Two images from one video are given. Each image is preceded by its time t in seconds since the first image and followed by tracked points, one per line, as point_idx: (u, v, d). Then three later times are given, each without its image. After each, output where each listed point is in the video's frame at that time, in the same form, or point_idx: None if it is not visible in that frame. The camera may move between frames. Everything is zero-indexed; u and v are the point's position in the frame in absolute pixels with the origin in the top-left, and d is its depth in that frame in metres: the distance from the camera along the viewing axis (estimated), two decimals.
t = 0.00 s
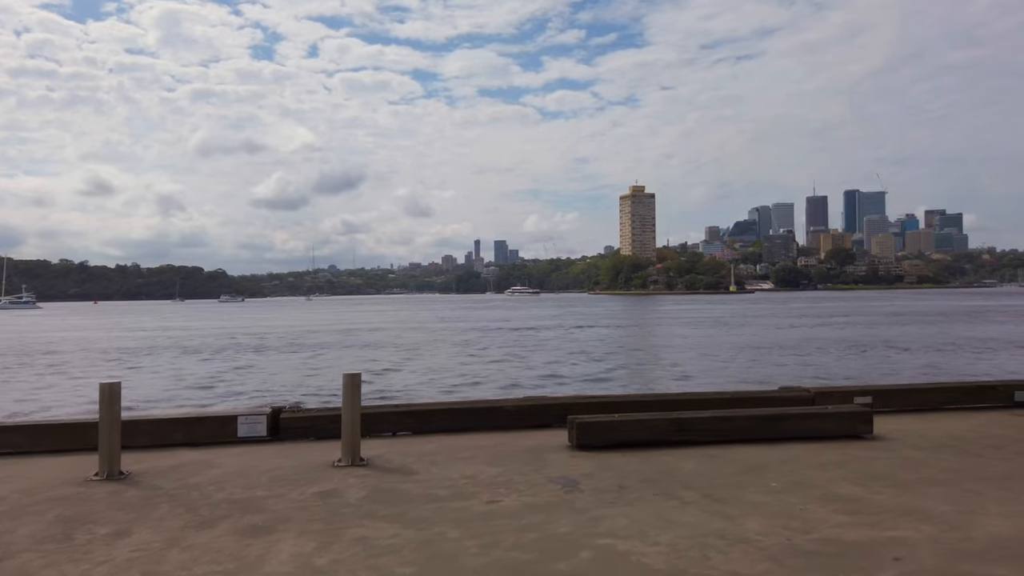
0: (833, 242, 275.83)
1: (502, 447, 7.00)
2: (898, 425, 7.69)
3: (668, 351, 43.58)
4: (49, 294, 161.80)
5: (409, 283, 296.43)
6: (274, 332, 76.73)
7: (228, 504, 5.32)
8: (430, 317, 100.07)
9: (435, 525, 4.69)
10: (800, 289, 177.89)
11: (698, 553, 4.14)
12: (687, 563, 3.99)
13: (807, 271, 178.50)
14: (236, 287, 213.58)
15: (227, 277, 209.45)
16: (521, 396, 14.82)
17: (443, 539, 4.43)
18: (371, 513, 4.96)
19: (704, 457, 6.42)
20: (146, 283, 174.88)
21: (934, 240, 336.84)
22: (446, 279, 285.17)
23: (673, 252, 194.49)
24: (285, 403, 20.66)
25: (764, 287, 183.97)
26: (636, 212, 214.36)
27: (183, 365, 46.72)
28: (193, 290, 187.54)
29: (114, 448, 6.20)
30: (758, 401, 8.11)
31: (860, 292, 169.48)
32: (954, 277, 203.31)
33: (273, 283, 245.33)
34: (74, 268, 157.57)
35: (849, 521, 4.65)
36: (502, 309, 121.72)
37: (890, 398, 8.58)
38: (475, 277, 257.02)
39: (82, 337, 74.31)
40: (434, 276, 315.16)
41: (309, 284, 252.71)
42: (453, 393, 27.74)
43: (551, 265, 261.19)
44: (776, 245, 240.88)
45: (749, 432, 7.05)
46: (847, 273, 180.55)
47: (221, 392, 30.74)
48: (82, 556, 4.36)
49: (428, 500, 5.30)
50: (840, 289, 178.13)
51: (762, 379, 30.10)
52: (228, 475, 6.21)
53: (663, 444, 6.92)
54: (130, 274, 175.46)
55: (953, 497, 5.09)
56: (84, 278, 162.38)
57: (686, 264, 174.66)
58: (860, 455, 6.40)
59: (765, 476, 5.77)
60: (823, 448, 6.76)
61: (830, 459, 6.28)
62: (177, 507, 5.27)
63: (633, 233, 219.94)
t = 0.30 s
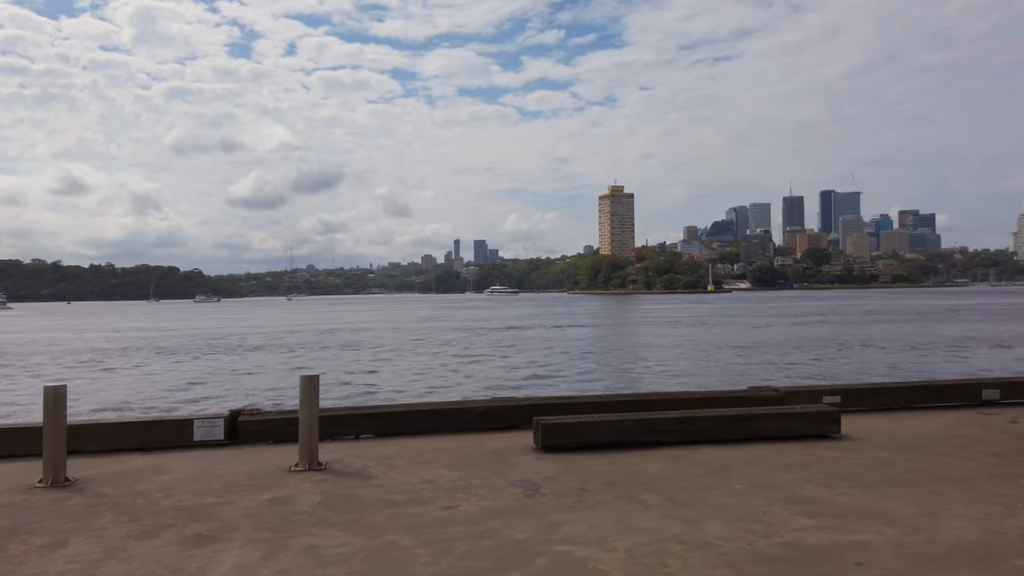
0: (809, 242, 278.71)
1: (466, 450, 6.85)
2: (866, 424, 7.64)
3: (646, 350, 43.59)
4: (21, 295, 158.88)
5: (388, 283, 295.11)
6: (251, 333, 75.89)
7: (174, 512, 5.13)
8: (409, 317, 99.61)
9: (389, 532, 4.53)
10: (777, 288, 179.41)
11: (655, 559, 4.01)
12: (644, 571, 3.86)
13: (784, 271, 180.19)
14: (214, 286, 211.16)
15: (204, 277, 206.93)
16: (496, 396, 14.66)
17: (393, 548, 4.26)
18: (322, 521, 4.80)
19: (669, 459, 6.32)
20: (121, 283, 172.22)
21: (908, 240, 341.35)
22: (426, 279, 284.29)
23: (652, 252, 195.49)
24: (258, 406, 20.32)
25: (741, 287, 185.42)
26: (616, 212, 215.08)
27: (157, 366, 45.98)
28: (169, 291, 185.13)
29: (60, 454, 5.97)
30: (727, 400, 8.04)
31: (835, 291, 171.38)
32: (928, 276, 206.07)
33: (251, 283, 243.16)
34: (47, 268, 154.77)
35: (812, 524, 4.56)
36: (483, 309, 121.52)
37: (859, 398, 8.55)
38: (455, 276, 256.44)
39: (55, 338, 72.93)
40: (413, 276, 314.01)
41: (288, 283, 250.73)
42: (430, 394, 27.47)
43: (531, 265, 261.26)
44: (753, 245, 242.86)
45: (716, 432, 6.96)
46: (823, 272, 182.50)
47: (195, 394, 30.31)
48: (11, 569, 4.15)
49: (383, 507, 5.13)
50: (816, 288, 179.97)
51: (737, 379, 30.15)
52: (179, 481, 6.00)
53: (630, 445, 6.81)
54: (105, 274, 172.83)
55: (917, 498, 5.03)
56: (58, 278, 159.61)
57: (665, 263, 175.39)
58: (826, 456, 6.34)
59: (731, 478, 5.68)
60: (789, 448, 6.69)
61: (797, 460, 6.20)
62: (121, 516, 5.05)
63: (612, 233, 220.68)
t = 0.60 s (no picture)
0: (792, 243, 280.51)
1: (434, 455, 6.68)
2: (842, 427, 7.56)
3: (630, 351, 43.63)
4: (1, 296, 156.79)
5: (373, 284, 293.75)
6: (234, 334, 75.20)
7: (124, 523, 4.92)
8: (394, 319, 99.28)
9: (345, 544, 4.36)
10: (761, 289, 180.44)
11: (618, 572, 3.86)
12: None
13: (767, 271, 181.32)
14: (197, 287, 209.40)
15: (186, 278, 205.08)
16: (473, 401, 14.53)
17: (346, 560, 4.09)
18: (276, 532, 4.62)
19: (641, 463, 6.18)
20: (102, 284, 170.34)
21: (889, 241, 344.54)
22: (412, 279, 283.33)
23: (637, 253, 195.95)
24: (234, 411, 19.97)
25: (725, 287, 186.26)
26: (601, 212, 215.53)
27: (137, 369, 45.40)
28: (151, 292, 183.29)
29: (9, 462, 5.74)
30: (702, 403, 7.92)
31: (818, 292, 172.55)
32: (909, 277, 208.08)
33: (235, 284, 241.72)
34: (27, 270, 152.80)
35: (781, 531, 4.43)
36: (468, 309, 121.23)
37: (835, 399, 8.47)
38: (440, 277, 255.94)
39: (32, 340, 71.86)
40: (399, 277, 312.88)
41: (272, 284, 249.14)
42: (413, 396, 27.24)
43: (516, 265, 261.24)
44: (737, 246, 244.19)
45: (690, 435, 6.83)
46: (806, 273, 183.72)
47: (173, 396, 29.87)
48: None
49: (342, 517, 4.95)
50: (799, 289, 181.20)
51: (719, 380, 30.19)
52: (134, 489, 5.79)
53: (601, 450, 6.66)
54: (87, 275, 170.99)
55: (890, 505, 4.92)
56: (38, 279, 157.66)
57: (649, 264, 175.85)
58: (799, 459, 6.24)
59: (701, 482, 5.55)
60: (762, 452, 6.57)
61: (769, 464, 6.09)
62: (67, 527, 4.85)
63: (597, 234, 221.03)
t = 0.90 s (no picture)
0: (784, 244, 281.27)
1: (409, 463, 6.51)
2: (827, 432, 7.43)
3: (622, 353, 43.54)
4: None
5: (366, 284, 293.07)
6: (224, 336, 74.75)
7: (80, 536, 4.74)
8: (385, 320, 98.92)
9: (307, 559, 4.19)
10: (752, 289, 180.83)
11: None
12: None
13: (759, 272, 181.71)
14: (188, 288, 208.51)
15: (177, 278, 204.12)
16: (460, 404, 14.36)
17: None
18: (238, 546, 4.44)
19: (621, 470, 6.02)
20: (93, 285, 169.35)
21: (880, 241, 345.96)
22: (405, 280, 282.89)
23: (629, 253, 196.04)
24: (219, 416, 19.73)
25: (717, 288, 186.53)
26: (594, 212, 215.62)
27: (125, 371, 45.00)
28: (142, 293, 182.33)
29: None
30: (687, 407, 7.78)
31: (810, 292, 173.02)
32: (900, 277, 208.99)
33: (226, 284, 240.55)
34: (16, 270, 151.80)
35: (760, 544, 4.28)
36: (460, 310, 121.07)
37: (821, 403, 8.35)
38: (433, 277, 255.62)
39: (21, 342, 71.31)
40: (392, 278, 312.30)
41: (263, 284, 248.11)
42: (404, 398, 27.06)
43: (509, 265, 261.15)
44: (729, 246, 244.80)
45: (671, 441, 6.69)
46: (798, 273, 184.21)
47: (160, 399, 29.55)
48: None
49: (308, 528, 4.78)
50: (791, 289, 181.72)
51: (710, 381, 30.17)
52: (96, 499, 5.59)
53: (580, 457, 6.51)
54: (77, 275, 170.08)
55: (873, 515, 4.78)
56: (28, 280, 156.68)
57: (642, 264, 175.96)
58: (782, 466, 6.10)
59: (681, 491, 5.40)
60: (745, 458, 6.43)
61: (752, 471, 5.95)
62: (21, 541, 4.66)
63: (589, 234, 220.97)
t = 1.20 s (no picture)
0: (776, 244, 281.77)
1: (387, 466, 6.29)
2: (819, 433, 7.25)
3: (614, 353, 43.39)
4: None
5: (359, 284, 292.38)
6: (214, 336, 74.16)
7: (34, 546, 4.50)
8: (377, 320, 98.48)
9: (271, 570, 3.98)
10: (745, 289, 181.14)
11: None
12: None
13: (751, 272, 182.06)
14: (179, 287, 207.38)
15: (168, 278, 202.91)
16: (448, 407, 14.14)
17: None
18: (199, 555, 4.24)
19: (605, 474, 5.82)
20: (82, 285, 168.16)
21: (871, 241, 347.31)
22: (398, 280, 282.21)
23: (622, 253, 195.99)
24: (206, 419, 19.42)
25: (710, 288, 186.66)
26: (587, 212, 215.69)
27: (113, 371, 44.54)
28: (132, 292, 181.20)
29: None
30: (675, 409, 7.60)
31: (801, 292, 173.31)
32: (891, 277, 209.76)
33: (217, 284, 239.28)
34: (5, 270, 150.62)
35: (747, 552, 4.09)
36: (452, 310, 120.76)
37: (812, 403, 8.18)
38: (425, 277, 255.12)
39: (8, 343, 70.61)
40: (384, 277, 311.68)
41: (255, 284, 247.04)
42: (395, 399, 26.80)
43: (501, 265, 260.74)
44: (721, 246, 245.19)
45: (658, 443, 6.50)
46: (790, 273, 184.54)
47: (147, 400, 29.18)
48: None
49: (276, 536, 4.56)
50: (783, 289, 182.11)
51: (702, 381, 30.02)
52: (57, 505, 5.36)
53: (565, 460, 6.32)
54: (67, 275, 168.90)
55: (864, 521, 4.60)
56: (17, 280, 155.54)
57: (635, 264, 175.97)
58: (771, 469, 5.91)
59: (667, 496, 5.20)
60: (734, 460, 6.24)
61: (740, 474, 5.76)
62: None
63: (582, 234, 220.84)
